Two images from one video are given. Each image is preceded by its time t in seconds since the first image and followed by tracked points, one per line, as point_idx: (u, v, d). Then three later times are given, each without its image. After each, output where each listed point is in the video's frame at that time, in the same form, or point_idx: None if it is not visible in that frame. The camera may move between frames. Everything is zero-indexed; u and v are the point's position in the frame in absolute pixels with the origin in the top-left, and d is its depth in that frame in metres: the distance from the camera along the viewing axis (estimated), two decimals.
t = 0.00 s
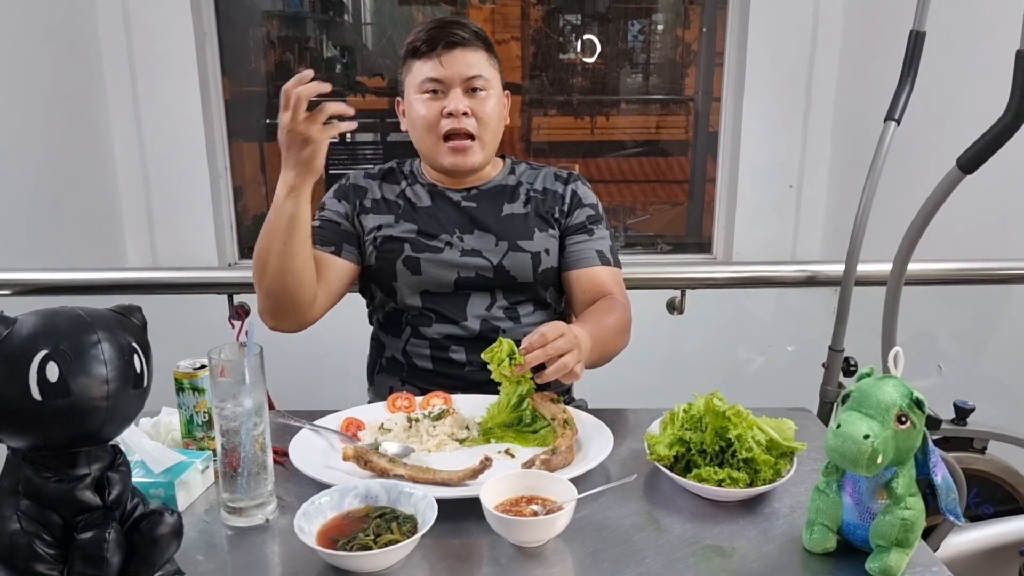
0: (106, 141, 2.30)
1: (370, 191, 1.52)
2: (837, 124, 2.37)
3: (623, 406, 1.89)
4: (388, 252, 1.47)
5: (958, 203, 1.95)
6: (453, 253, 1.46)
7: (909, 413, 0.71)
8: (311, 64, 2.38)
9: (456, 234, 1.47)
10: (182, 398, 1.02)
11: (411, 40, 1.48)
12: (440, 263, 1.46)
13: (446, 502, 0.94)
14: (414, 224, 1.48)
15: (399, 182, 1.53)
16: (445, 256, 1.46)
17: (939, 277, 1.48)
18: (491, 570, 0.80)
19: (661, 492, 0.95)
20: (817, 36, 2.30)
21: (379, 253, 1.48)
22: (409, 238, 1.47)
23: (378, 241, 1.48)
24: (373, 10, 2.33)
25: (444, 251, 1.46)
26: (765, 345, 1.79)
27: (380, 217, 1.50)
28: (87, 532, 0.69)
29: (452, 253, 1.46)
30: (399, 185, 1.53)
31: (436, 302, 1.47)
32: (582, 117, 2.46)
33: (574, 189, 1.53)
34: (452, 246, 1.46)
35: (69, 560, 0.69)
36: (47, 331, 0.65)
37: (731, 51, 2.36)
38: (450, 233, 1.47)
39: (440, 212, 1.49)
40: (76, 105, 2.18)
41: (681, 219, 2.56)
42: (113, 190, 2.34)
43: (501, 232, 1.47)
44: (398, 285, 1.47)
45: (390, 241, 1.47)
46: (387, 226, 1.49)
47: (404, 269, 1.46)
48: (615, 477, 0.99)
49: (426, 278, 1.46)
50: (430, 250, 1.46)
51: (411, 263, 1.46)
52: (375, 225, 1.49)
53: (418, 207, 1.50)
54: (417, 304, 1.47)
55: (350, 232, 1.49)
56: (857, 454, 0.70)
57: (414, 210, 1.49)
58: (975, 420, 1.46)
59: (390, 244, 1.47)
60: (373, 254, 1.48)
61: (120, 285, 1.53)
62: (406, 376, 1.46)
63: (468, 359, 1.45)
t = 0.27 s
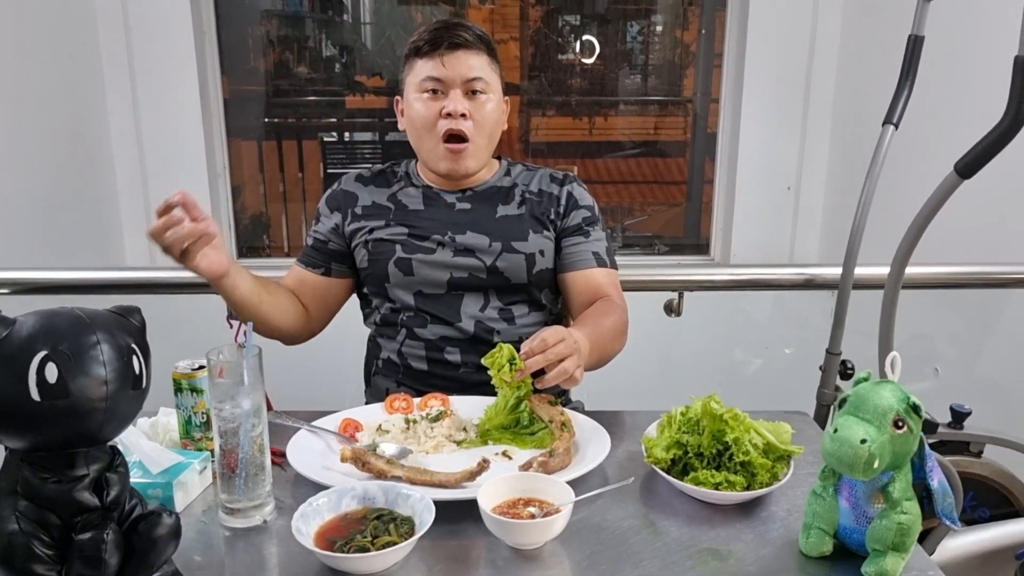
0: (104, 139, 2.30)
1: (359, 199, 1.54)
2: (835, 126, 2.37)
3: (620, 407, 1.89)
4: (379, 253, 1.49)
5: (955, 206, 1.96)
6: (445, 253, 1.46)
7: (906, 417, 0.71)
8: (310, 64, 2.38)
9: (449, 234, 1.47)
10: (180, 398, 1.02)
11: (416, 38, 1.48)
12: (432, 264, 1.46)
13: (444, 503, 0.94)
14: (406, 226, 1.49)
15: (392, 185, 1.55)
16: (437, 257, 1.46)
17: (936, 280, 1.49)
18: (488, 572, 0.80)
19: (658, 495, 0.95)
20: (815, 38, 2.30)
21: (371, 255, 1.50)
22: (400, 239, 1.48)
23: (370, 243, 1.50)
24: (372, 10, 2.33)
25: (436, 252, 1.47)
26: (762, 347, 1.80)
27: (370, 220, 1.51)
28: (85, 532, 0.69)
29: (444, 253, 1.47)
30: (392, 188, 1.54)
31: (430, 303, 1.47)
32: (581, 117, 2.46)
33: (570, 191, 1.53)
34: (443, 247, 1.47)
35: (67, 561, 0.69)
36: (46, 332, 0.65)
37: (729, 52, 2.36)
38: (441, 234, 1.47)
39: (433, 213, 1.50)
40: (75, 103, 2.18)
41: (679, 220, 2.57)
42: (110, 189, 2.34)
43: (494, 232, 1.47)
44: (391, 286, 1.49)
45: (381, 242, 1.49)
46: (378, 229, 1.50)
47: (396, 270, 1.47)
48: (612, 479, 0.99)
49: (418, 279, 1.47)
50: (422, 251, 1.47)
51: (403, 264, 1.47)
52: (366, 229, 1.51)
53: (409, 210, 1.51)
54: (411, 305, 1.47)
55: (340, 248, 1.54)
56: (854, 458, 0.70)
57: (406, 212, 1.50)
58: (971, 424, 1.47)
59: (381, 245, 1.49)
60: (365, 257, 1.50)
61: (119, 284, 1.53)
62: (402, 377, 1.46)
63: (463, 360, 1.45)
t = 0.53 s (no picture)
0: (104, 136, 2.30)
1: (355, 198, 1.54)
2: (835, 128, 2.37)
3: (619, 408, 1.89)
4: (376, 253, 1.49)
5: (954, 209, 1.96)
6: (442, 253, 1.46)
7: (906, 418, 0.71)
8: (310, 62, 2.38)
9: (445, 233, 1.47)
10: (179, 395, 1.01)
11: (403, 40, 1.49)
12: (429, 264, 1.46)
13: (442, 502, 0.94)
14: (403, 225, 1.49)
15: (388, 185, 1.55)
16: (434, 257, 1.46)
17: (935, 282, 1.49)
18: (486, 572, 0.80)
19: (657, 495, 0.95)
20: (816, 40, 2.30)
21: (368, 254, 1.50)
22: (397, 239, 1.48)
23: (367, 243, 1.50)
24: (372, 9, 2.32)
25: (433, 252, 1.47)
26: (761, 348, 1.80)
27: (366, 220, 1.51)
28: (82, 529, 0.69)
29: (441, 253, 1.46)
30: (389, 188, 1.54)
31: (426, 303, 1.47)
32: (581, 118, 2.46)
33: (567, 190, 1.53)
34: (439, 247, 1.47)
35: (65, 558, 0.68)
36: (45, 328, 0.65)
37: (729, 54, 2.36)
38: (438, 233, 1.47)
39: (429, 212, 1.49)
40: (74, 101, 2.18)
41: (678, 221, 2.57)
42: (109, 187, 2.34)
43: (491, 232, 1.47)
44: (388, 286, 1.49)
45: (378, 242, 1.49)
46: (375, 229, 1.50)
47: (392, 270, 1.48)
48: (611, 479, 0.99)
49: (414, 279, 1.47)
50: (419, 251, 1.47)
51: (399, 264, 1.47)
52: (362, 229, 1.51)
53: (406, 209, 1.51)
54: (408, 304, 1.47)
55: (335, 249, 1.54)
56: (853, 460, 0.70)
57: (402, 211, 1.50)
58: (969, 426, 1.47)
59: (378, 245, 1.49)
60: (362, 256, 1.50)
61: (117, 281, 1.53)
62: (400, 376, 1.46)
63: (461, 359, 1.45)
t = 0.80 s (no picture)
0: (104, 137, 2.30)
1: (356, 202, 1.54)
2: (835, 131, 2.37)
3: (619, 410, 1.89)
4: (377, 256, 1.49)
5: (955, 212, 1.96)
6: (442, 256, 1.46)
7: (906, 423, 0.71)
8: (311, 63, 2.38)
9: (445, 237, 1.47)
10: (179, 397, 1.01)
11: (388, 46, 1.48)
12: (429, 267, 1.46)
13: (442, 505, 0.94)
14: (403, 229, 1.49)
15: (389, 189, 1.55)
16: (434, 260, 1.46)
17: (936, 286, 1.49)
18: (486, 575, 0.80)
19: (657, 499, 0.95)
20: (816, 42, 2.30)
21: (368, 258, 1.50)
22: (398, 242, 1.48)
23: (368, 246, 1.50)
24: (373, 11, 2.32)
25: (434, 255, 1.47)
26: (761, 351, 1.80)
27: (366, 222, 1.51)
28: (83, 531, 0.69)
29: (441, 256, 1.46)
30: (389, 192, 1.54)
31: (426, 306, 1.47)
32: (581, 119, 2.46)
33: (567, 192, 1.53)
34: (440, 250, 1.47)
35: (65, 560, 0.69)
36: (45, 330, 0.65)
37: (730, 56, 2.36)
38: (439, 236, 1.47)
39: (430, 216, 1.49)
40: (74, 101, 2.18)
41: (678, 223, 2.57)
42: (110, 187, 2.34)
43: (491, 234, 1.47)
44: (388, 289, 1.49)
45: (378, 246, 1.49)
46: (375, 233, 1.50)
47: (393, 273, 1.47)
48: (611, 482, 0.99)
49: (415, 282, 1.47)
50: (419, 254, 1.47)
51: (400, 267, 1.47)
52: (363, 233, 1.51)
53: (406, 212, 1.51)
54: (408, 307, 1.47)
55: (335, 251, 1.54)
56: (854, 464, 0.70)
57: (403, 214, 1.50)
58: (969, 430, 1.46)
59: (379, 249, 1.49)
60: (363, 259, 1.50)
61: (118, 282, 1.52)
62: (400, 379, 1.46)
63: (461, 362, 1.45)
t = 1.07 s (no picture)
0: (106, 138, 2.30)
1: (357, 203, 1.54)
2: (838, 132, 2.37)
3: (620, 412, 1.89)
4: (377, 260, 1.49)
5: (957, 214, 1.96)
6: (443, 259, 1.46)
7: (907, 427, 0.71)
8: (312, 65, 2.38)
9: (445, 240, 1.47)
10: (179, 400, 1.01)
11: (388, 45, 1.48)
12: (429, 270, 1.46)
13: (441, 509, 0.93)
14: (403, 232, 1.49)
15: (388, 192, 1.55)
16: (434, 263, 1.46)
17: (937, 289, 1.49)
18: None
19: (657, 502, 0.95)
20: (818, 44, 2.30)
21: (368, 261, 1.50)
22: (398, 245, 1.48)
23: (368, 249, 1.50)
24: (374, 12, 2.32)
25: (434, 258, 1.47)
26: (763, 353, 1.79)
27: (367, 225, 1.51)
28: (81, 535, 0.69)
29: (442, 259, 1.46)
30: (388, 195, 1.54)
31: (427, 309, 1.47)
32: (582, 121, 2.46)
33: (566, 194, 1.53)
34: (440, 253, 1.47)
35: (64, 563, 0.68)
36: (45, 333, 0.65)
37: (732, 58, 2.36)
38: (439, 239, 1.47)
39: (429, 219, 1.49)
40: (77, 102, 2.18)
41: (679, 225, 2.56)
42: (112, 188, 2.34)
43: (491, 237, 1.46)
44: (388, 292, 1.49)
45: (379, 248, 1.49)
46: (375, 235, 1.50)
47: (393, 276, 1.47)
48: (611, 486, 0.99)
49: (415, 285, 1.47)
50: (419, 257, 1.47)
51: (400, 269, 1.47)
52: (363, 236, 1.51)
53: (406, 215, 1.51)
54: (408, 311, 1.47)
55: (336, 254, 1.54)
56: (855, 469, 0.70)
57: (403, 217, 1.50)
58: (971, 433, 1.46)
59: (379, 251, 1.49)
60: (363, 262, 1.50)
61: (119, 284, 1.52)
62: (400, 381, 1.45)
63: (461, 365, 1.44)
